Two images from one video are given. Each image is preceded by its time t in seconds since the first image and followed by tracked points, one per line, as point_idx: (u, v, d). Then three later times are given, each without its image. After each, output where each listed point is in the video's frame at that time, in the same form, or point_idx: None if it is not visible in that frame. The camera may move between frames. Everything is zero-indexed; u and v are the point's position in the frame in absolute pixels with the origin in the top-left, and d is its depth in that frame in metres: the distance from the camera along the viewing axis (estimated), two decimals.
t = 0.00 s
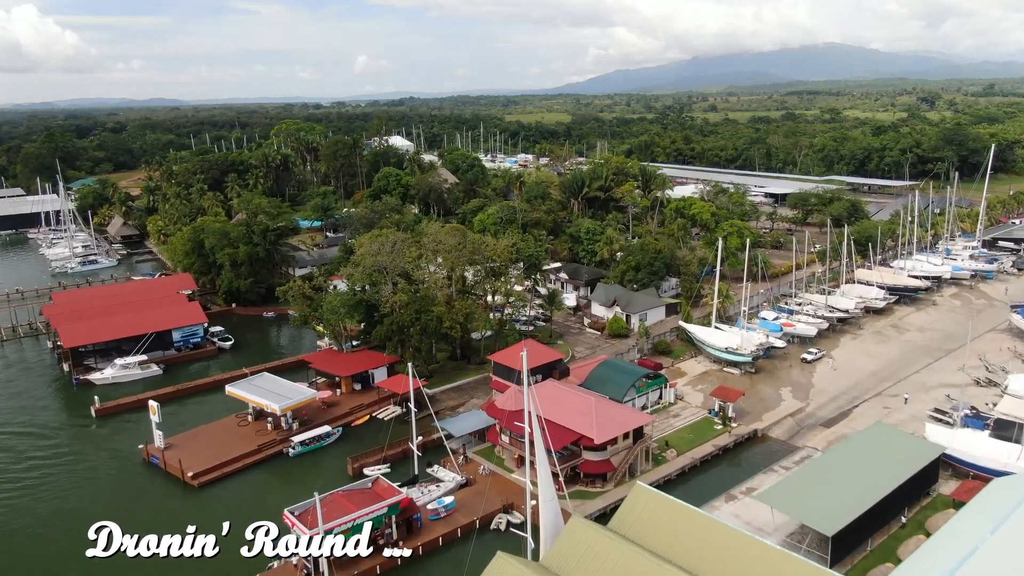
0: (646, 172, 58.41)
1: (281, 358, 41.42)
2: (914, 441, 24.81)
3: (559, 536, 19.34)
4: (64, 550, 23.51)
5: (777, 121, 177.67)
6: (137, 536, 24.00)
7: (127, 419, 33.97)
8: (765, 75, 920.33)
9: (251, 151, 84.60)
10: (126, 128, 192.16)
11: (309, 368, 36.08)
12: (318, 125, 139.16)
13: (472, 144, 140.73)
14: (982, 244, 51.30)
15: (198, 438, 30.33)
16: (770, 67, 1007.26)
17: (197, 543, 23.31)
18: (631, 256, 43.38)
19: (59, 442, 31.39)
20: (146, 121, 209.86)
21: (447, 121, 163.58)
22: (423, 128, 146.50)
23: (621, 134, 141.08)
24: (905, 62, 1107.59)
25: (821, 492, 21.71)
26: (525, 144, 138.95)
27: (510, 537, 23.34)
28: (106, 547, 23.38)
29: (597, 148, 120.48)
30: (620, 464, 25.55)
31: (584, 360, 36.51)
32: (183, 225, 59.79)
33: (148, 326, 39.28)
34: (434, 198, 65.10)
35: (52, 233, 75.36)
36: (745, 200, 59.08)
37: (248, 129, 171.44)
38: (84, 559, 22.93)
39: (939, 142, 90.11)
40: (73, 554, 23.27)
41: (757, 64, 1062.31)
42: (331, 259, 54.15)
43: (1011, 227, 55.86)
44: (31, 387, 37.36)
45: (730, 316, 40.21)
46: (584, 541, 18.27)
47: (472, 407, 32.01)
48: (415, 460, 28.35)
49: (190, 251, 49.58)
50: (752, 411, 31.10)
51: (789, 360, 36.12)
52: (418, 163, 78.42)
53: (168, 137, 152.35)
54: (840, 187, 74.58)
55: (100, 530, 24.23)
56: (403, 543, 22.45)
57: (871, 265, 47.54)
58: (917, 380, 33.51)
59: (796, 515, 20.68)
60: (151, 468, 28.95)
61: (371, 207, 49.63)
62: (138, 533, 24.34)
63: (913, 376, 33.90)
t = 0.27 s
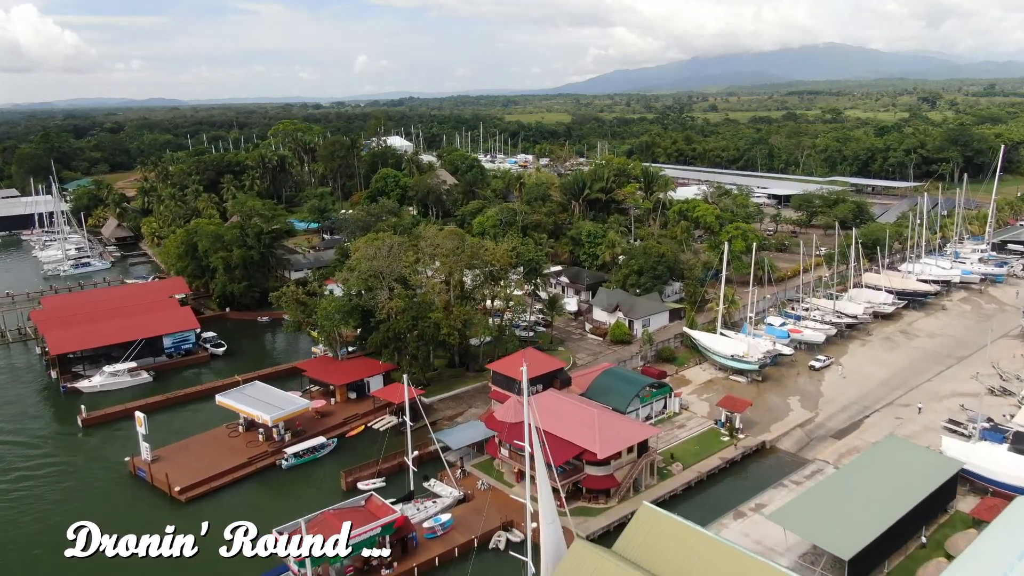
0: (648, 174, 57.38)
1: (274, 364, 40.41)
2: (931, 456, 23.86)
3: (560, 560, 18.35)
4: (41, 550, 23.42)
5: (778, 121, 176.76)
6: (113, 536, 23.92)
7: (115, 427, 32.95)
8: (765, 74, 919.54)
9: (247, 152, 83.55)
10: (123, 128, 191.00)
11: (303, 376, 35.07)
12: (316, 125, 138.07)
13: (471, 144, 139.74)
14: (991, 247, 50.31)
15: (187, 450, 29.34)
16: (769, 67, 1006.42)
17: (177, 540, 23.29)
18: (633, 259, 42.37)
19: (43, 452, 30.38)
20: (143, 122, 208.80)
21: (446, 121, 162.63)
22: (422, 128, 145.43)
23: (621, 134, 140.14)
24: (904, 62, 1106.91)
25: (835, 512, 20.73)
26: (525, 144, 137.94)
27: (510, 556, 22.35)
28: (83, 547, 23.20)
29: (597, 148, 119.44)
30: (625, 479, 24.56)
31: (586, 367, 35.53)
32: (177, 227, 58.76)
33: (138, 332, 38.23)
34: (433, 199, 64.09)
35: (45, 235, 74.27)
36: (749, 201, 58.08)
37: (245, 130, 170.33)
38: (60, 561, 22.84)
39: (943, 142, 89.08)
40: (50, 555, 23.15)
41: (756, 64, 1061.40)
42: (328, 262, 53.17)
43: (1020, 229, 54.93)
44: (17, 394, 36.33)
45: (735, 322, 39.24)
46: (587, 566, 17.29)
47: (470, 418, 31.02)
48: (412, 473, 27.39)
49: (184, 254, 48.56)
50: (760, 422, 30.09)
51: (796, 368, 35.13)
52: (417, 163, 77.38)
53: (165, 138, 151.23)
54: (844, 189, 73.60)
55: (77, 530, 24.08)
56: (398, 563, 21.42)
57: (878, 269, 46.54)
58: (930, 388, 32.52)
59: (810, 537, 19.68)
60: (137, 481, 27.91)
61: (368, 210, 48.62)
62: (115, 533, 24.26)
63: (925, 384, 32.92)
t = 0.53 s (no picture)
0: (650, 175, 56.51)
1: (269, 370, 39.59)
2: (947, 469, 22.99)
3: None
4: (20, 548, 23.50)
5: (779, 121, 175.97)
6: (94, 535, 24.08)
7: (104, 436, 32.07)
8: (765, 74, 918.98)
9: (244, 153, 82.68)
10: (122, 128, 190.06)
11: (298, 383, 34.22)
12: (315, 125, 137.13)
13: (471, 144, 138.84)
14: (999, 250, 49.45)
15: (176, 461, 28.50)
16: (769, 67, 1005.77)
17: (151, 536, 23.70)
18: (636, 263, 41.52)
19: (29, 462, 29.53)
20: (142, 122, 207.87)
21: (446, 121, 161.73)
22: (422, 128, 144.50)
23: (622, 134, 139.33)
24: (904, 62, 1106.36)
25: (848, 530, 19.86)
26: (525, 144, 137.05)
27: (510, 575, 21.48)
28: (64, 547, 23.30)
29: (598, 149, 118.57)
30: (628, 493, 23.71)
31: (588, 374, 34.68)
32: (171, 229, 57.92)
33: (129, 338, 37.35)
34: (432, 200, 63.22)
35: (39, 237, 73.37)
36: (752, 203, 57.22)
37: (244, 130, 169.33)
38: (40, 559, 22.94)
39: (947, 142, 88.13)
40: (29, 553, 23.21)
41: (756, 64, 1060.67)
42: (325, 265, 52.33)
43: None
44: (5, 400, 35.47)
45: (740, 327, 38.39)
46: None
47: (469, 428, 30.16)
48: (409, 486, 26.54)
49: (178, 257, 47.71)
50: (767, 431, 29.24)
51: (803, 375, 34.28)
52: (416, 164, 76.52)
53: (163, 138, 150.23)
54: (848, 190, 72.71)
55: (57, 530, 24.15)
56: None
57: (885, 272, 45.68)
58: (941, 396, 31.66)
59: (824, 557, 18.79)
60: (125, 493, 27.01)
61: (365, 212, 47.75)
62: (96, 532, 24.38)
63: (936, 392, 32.06)
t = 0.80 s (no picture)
0: (652, 176, 55.65)
1: (264, 376, 38.73)
2: (964, 484, 22.11)
3: None
4: None
5: (780, 122, 175.24)
6: (73, 537, 23.87)
7: (92, 446, 31.19)
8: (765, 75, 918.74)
9: (241, 153, 81.81)
10: (119, 129, 189.00)
11: (291, 391, 33.34)
12: (313, 125, 136.20)
13: (471, 145, 138.02)
14: (1007, 253, 48.60)
15: (165, 473, 27.59)
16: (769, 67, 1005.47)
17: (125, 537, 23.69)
18: (638, 266, 40.66)
19: (14, 472, 28.65)
20: (140, 122, 206.93)
21: (445, 121, 160.78)
22: (421, 129, 143.68)
23: (623, 134, 138.47)
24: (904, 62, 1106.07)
25: (864, 549, 18.98)
26: (525, 145, 136.21)
27: None
28: (42, 547, 23.16)
29: (598, 149, 117.70)
30: (633, 508, 22.83)
31: (590, 382, 33.82)
32: (166, 231, 57.03)
33: (120, 343, 36.42)
34: (430, 202, 62.34)
35: (33, 238, 72.44)
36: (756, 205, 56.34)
37: (242, 130, 168.31)
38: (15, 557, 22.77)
39: (951, 143, 87.24)
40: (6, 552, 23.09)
41: (756, 64, 1060.52)
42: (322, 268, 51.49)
43: None
44: None
45: (745, 332, 37.54)
46: None
47: (468, 439, 29.26)
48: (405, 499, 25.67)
49: (172, 260, 46.81)
50: (774, 442, 28.37)
51: (811, 382, 33.42)
52: (415, 165, 75.67)
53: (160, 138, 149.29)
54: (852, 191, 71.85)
55: (37, 530, 24.06)
56: None
57: (892, 276, 44.82)
58: (953, 405, 30.81)
59: None
60: (112, 507, 26.04)
61: (362, 214, 46.85)
62: (75, 534, 24.19)
63: (947, 401, 31.22)
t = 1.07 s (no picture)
0: (655, 178, 54.67)
1: (257, 384, 37.76)
2: (986, 502, 21.12)
3: None
4: None
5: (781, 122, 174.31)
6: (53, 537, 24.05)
7: (78, 457, 30.21)
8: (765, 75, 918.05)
9: (237, 154, 80.81)
10: (117, 129, 188.00)
11: (285, 401, 32.36)
12: (311, 125, 135.18)
13: (470, 145, 137.00)
14: (1018, 257, 47.59)
15: (152, 487, 26.60)
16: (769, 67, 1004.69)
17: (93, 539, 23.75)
18: (641, 271, 39.70)
19: None
20: (138, 122, 205.96)
21: (445, 122, 159.67)
22: (420, 128, 142.65)
23: (623, 135, 137.48)
24: (904, 62, 1105.30)
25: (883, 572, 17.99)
26: (525, 145, 135.21)
27: None
28: (21, 547, 23.35)
29: (599, 150, 116.68)
30: (637, 527, 21.83)
31: (592, 391, 32.82)
32: (159, 234, 56.04)
33: (108, 350, 35.38)
34: (429, 204, 61.34)
35: (26, 240, 71.47)
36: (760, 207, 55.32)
37: (240, 130, 167.28)
38: None
39: (957, 143, 86.22)
40: None
41: (756, 64, 1059.78)
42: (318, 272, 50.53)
43: None
44: None
45: (751, 339, 36.54)
46: None
47: (466, 452, 28.28)
48: (400, 515, 24.68)
49: (164, 264, 45.84)
50: (783, 455, 27.36)
51: (820, 391, 32.42)
52: (414, 167, 74.68)
53: (157, 138, 148.23)
54: (857, 193, 70.82)
55: (17, 530, 24.21)
56: None
57: (901, 281, 43.83)
58: (968, 415, 29.80)
59: None
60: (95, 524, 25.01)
61: (359, 217, 45.87)
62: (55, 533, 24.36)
63: (961, 411, 30.23)
